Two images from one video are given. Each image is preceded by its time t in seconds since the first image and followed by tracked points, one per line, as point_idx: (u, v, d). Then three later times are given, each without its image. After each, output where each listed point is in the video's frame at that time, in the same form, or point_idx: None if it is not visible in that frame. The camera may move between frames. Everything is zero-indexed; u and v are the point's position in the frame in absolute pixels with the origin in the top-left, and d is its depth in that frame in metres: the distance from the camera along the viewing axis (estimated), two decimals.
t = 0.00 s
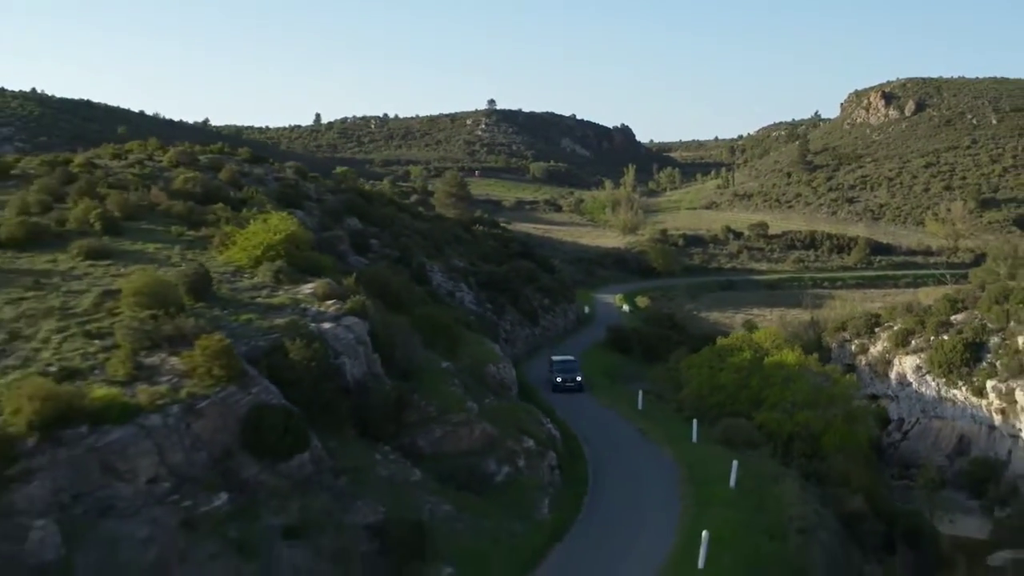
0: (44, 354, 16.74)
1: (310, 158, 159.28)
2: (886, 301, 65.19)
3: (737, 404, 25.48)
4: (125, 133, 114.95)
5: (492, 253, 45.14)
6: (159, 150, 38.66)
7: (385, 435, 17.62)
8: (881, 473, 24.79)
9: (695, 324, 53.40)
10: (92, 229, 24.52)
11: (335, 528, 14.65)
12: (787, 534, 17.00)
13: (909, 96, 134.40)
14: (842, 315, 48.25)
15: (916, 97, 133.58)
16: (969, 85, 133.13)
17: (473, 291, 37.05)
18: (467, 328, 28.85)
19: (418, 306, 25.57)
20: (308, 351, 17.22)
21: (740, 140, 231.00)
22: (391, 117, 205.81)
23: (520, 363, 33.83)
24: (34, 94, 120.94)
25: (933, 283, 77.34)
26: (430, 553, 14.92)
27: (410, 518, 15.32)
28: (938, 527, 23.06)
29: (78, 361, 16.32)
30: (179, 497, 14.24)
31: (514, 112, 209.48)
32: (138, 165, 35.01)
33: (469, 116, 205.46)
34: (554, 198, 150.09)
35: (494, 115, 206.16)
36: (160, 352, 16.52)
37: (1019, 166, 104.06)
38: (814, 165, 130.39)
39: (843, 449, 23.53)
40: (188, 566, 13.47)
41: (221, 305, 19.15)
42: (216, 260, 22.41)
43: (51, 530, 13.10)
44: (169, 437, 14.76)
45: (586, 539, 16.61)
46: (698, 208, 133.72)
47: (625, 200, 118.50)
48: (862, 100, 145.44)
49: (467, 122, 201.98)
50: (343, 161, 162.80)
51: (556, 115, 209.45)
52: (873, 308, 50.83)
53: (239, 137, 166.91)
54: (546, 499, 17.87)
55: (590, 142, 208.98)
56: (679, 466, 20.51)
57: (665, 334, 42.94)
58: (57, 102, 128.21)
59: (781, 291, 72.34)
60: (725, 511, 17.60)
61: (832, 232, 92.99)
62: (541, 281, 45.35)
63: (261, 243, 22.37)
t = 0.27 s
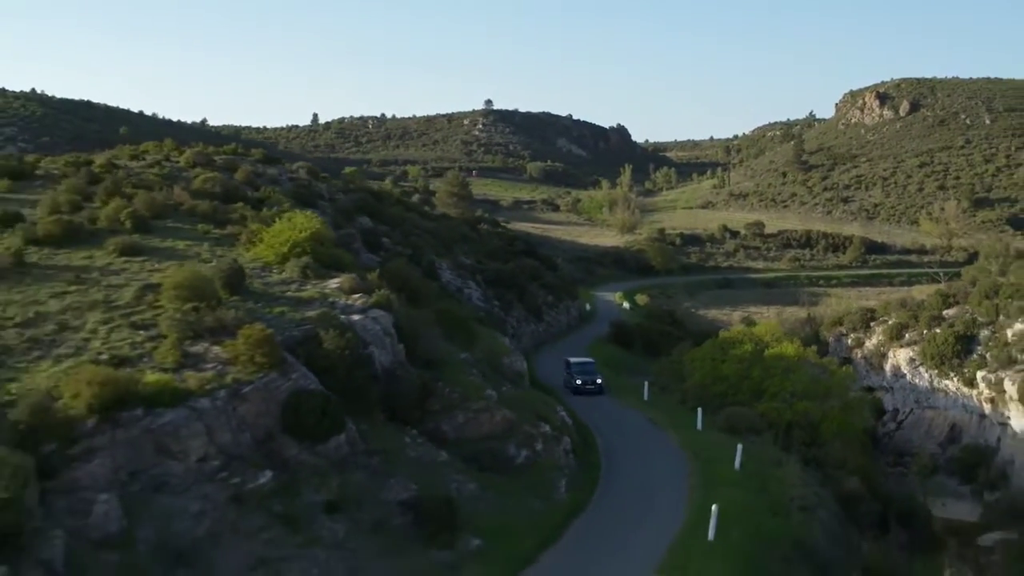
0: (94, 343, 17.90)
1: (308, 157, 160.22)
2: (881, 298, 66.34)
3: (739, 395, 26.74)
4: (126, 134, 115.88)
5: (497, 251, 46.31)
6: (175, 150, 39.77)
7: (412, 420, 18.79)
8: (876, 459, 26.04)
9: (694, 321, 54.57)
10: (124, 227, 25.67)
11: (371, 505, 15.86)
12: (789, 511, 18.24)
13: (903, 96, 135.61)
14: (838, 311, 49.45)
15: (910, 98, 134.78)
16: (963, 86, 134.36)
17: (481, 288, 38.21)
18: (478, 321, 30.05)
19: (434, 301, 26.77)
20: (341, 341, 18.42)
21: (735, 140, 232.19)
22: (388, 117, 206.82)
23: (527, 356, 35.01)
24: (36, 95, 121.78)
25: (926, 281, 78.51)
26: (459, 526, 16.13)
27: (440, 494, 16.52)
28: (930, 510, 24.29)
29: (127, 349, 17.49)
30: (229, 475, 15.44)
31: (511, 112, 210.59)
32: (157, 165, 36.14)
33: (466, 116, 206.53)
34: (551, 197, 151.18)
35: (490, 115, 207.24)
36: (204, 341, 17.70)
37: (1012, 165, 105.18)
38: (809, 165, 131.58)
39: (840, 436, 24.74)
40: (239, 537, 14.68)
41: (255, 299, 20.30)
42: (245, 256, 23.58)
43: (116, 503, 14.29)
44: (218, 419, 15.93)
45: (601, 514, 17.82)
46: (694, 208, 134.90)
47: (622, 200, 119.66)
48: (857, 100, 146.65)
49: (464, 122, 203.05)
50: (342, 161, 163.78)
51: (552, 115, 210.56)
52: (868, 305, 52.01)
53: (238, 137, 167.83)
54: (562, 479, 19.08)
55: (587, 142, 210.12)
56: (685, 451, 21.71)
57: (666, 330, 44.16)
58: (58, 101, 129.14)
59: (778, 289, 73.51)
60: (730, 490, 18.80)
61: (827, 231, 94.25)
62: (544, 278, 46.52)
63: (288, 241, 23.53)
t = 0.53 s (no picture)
0: (143, 333, 19.24)
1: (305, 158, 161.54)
2: (874, 295, 67.76)
3: (740, 385, 28.22)
4: (127, 134, 117.28)
5: (500, 250, 47.77)
6: (192, 152, 41.18)
7: (438, 404, 20.17)
8: (870, 444, 27.49)
9: (692, 317, 56.05)
10: (155, 226, 27.04)
11: (406, 480, 17.28)
12: (789, 486, 19.65)
13: (896, 97, 137.06)
14: (833, 307, 50.89)
15: (903, 99, 136.17)
16: (955, 86, 135.70)
17: (488, 285, 39.63)
18: (489, 313, 31.48)
19: (450, 294, 28.21)
20: (372, 331, 19.82)
21: (729, 140, 233.59)
22: (383, 118, 208.20)
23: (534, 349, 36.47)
24: (37, 96, 123.04)
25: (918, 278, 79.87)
26: (486, 498, 17.51)
27: (467, 471, 17.93)
28: (922, 493, 25.71)
29: (175, 337, 18.86)
30: (274, 451, 16.86)
31: (506, 113, 211.93)
32: (177, 166, 37.55)
33: (461, 116, 207.87)
34: (547, 197, 152.62)
35: (486, 115, 208.63)
36: (246, 330, 19.09)
37: (1003, 164, 106.42)
38: (803, 165, 133.06)
39: (836, 422, 26.13)
40: (286, 507, 16.05)
41: (288, 291, 21.67)
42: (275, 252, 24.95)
43: (175, 478, 15.67)
44: (264, 401, 17.29)
45: (615, 490, 19.22)
46: (688, 207, 136.37)
47: (617, 201, 121.15)
48: (850, 100, 148.02)
49: (459, 122, 204.46)
50: (339, 161, 165.12)
51: (547, 115, 211.96)
52: (862, 301, 53.42)
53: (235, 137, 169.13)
54: (577, 460, 20.46)
55: (581, 143, 211.48)
56: (691, 436, 23.09)
57: (665, 325, 45.64)
58: (58, 102, 130.39)
59: (773, 287, 74.95)
60: (734, 469, 20.20)
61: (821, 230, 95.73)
62: (547, 276, 47.99)
63: (315, 238, 24.94)
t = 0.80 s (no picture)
0: (184, 322, 20.61)
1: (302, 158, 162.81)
2: (866, 290, 69.22)
3: (739, 375, 29.67)
4: (127, 135, 118.54)
5: (503, 248, 49.19)
6: (207, 153, 42.55)
7: (458, 391, 21.56)
8: (862, 430, 28.98)
9: (689, 314, 57.52)
10: (182, 224, 28.41)
11: (433, 459, 18.70)
12: (786, 466, 21.08)
13: (887, 97, 138.50)
14: (827, 303, 52.37)
15: (894, 99, 137.59)
16: (945, 86, 137.09)
17: (493, 281, 41.01)
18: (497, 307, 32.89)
19: (461, 288, 29.62)
20: (398, 321, 21.24)
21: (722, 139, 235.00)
22: (378, 118, 209.51)
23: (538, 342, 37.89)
24: (37, 98, 124.21)
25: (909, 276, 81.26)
26: (507, 476, 18.94)
27: (489, 451, 19.34)
28: (912, 476, 27.20)
29: (215, 326, 20.24)
30: (313, 431, 18.25)
31: (500, 113, 213.27)
32: (193, 166, 38.93)
33: (456, 116, 209.16)
34: (542, 197, 153.98)
35: (480, 115, 209.95)
36: (281, 320, 20.48)
37: (993, 164, 107.43)
38: (795, 164, 134.56)
39: (830, 410, 27.57)
40: (326, 482, 17.43)
41: (315, 285, 23.06)
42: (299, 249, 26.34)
43: (226, 454, 17.06)
44: (303, 385, 18.68)
45: (625, 470, 20.64)
46: (682, 207, 137.83)
47: (611, 201, 122.57)
48: (841, 100, 149.46)
49: (454, 122, 205.81)
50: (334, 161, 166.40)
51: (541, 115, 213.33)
52: (854, 297, 54.87)
53: (231, 137, 170.38)
54: (589, 443, 21.86)
55: (575, 142, 212.87)
56: (694, 423, 24.50)
57: (663, 321, 47.14)
58: (57, 103, 131.56)
59: (766, 284, 76.39)
60: (736, 450, 21.64)
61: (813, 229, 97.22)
62: (548, 273, 49.42)
63: (337, 235, 26.33)
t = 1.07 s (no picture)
0: (217, 316, 21.80)
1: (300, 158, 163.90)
2: (860, 288, 70.50)
3: (739, 368, 30.90)
4: (128, 135, 119.62)
5: (506, 247, 50.39)
6: (220, 155, 43.71)
7: (473, 382, 22.77)
8: (857, 422, 30.27)
9: (688, 311, 58.80)
10: (204, 223, 29.59)
11: (455, 444, 19.88)
12: (785, 452, 22.28)
13: (881, 97, 139.77)
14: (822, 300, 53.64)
15: (888, 99, 138.83)
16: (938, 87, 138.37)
17: (498, 279, 42.19)
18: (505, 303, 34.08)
19: (471, 284, 30.83)
20: (418, 315, 22.44)
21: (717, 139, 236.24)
22: (376, 118, 210.61)
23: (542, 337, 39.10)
24: (39, 99, 125.17)
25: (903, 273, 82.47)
26: (523, 459, 20.13)
27: (506, 438, 20.54)
28: (905, 465, 28.46)
29: (246, 319, 21.44)
30: (342, 418, 19.42)
31: (496, 113, 214.41)
32: (207, 167, 40.10)
33: (453, 116, 210.30)
34: (538, 196, 155.15)
35: (477, 115, 211.05)
36: (308, 315, 21.70)
37: (986, 164, 108.68)
38: (790, 164, 135.84)
39: (826, 402, 28.80)
40: (355, 465, 18.61)
41: (337, 281, 24.24)
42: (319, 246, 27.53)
43: (262, 437, 18.23)
44: (332, 374, 19.87)
45: (634, 454, 21.82)
46: (678, 206, 139.05)
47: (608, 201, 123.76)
48: (836, 101, 150.69)
49: (451, 122, 206.89)
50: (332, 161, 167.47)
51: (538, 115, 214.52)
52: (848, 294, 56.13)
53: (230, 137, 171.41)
54: (598, 430, 23.05)
55: (571, 143, 214.09)
56: (697, 413, 25.64)
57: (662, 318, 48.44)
58: (58, 104, 132.57)
59: (762, 283, 77.62)
60: (738, 437, 22.83)
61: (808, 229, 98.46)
62: (550, 272, 50.65)
63: (355, 234, 27.53)
